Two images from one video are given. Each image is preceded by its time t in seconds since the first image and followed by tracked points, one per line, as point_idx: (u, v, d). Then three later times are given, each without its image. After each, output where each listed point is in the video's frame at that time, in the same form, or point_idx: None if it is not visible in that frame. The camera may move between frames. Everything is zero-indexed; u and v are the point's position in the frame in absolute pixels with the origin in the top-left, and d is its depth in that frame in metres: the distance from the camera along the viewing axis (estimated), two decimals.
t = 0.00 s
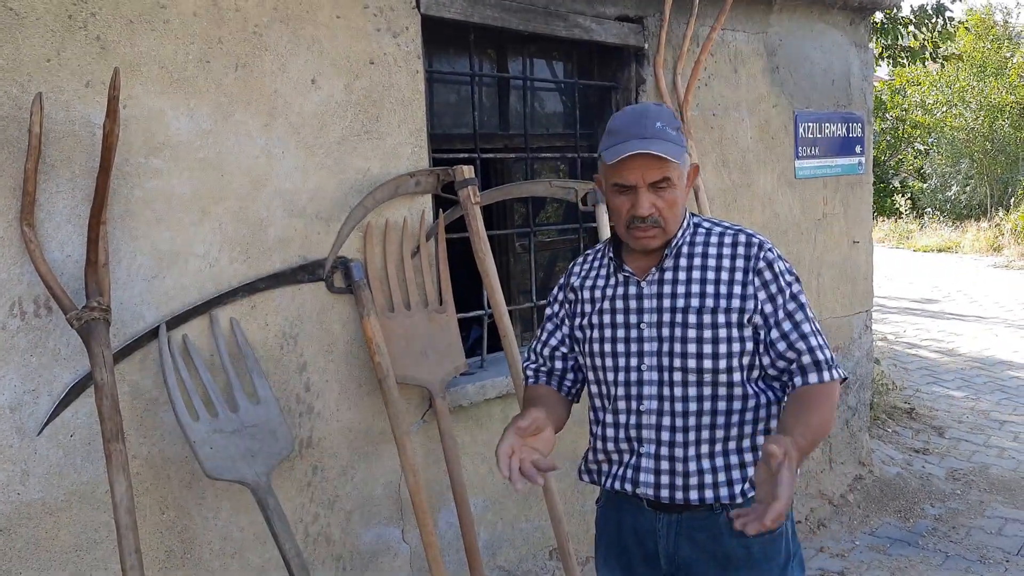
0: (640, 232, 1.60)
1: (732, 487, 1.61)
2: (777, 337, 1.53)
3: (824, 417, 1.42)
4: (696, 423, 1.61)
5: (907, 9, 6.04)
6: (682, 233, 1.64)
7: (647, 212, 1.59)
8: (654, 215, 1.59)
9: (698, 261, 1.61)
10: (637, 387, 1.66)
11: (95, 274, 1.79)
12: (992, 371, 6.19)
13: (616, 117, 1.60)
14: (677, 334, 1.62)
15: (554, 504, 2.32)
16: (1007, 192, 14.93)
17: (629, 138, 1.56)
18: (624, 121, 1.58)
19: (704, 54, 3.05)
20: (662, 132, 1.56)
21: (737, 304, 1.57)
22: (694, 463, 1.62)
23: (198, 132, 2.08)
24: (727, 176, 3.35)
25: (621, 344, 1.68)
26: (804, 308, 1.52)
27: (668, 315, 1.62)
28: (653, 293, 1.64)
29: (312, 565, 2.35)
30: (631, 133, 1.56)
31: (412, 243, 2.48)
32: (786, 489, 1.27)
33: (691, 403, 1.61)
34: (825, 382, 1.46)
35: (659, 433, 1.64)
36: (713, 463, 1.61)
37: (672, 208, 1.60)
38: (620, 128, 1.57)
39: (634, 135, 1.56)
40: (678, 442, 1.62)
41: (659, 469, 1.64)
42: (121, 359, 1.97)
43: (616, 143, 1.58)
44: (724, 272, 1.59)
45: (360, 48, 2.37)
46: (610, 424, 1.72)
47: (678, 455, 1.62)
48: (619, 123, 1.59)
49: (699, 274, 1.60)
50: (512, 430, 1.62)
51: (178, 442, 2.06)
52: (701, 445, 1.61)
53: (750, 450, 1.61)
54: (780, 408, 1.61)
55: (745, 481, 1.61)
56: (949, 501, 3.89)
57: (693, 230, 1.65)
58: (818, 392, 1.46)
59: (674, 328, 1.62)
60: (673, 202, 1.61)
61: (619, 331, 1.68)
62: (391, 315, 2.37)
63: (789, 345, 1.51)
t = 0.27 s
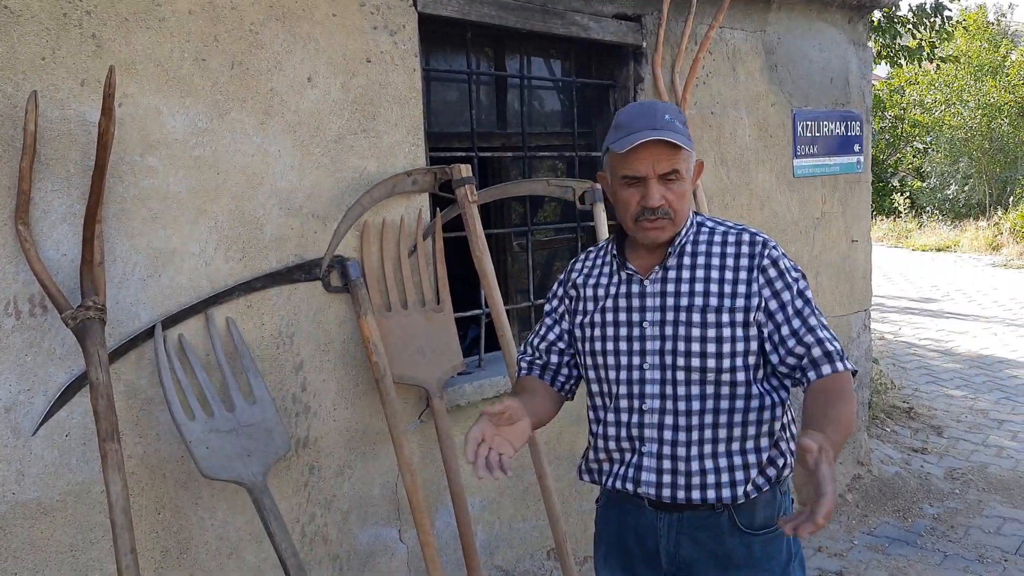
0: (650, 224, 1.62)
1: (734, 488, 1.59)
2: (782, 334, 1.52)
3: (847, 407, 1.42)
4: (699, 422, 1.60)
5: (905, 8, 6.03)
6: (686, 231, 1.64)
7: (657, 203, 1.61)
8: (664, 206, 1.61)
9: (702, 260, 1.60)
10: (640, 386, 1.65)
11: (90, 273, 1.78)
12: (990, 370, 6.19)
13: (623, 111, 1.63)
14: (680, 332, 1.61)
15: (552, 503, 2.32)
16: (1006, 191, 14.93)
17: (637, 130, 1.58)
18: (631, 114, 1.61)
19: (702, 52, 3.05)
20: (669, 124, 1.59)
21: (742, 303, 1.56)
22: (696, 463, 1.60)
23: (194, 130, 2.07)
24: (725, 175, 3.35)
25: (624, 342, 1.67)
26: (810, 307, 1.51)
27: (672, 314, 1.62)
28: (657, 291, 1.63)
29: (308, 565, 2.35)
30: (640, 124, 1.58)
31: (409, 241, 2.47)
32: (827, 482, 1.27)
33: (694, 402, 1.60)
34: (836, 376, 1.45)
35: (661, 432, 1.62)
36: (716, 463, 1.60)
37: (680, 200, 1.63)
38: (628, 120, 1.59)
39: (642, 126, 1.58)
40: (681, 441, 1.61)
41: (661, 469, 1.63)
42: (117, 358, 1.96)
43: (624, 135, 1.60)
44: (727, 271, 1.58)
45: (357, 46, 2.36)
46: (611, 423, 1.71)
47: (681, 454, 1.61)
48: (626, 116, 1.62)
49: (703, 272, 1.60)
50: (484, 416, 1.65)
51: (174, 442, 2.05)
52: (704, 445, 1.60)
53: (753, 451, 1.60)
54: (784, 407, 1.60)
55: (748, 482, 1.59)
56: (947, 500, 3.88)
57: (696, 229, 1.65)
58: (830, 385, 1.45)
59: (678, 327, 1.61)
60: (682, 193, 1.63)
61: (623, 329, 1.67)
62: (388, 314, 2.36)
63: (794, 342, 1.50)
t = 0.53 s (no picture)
0: (652, 221, 1.61)
1: (736, 488, 1.59)
2: (789, 335, 1.53)
3: (869, 416, 1.45)
4: (702, 422, 1.59)
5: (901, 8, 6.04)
6: (689, 230, 1.63)
7: (660, 200, 1.60)
8: (667, 204, 1.60)
9: (705, 260, 1.60)
10: (642, 386, 1.64)
11: (85, 272, 1.78)
12: (986, 369, 6.20)
13: (628, 107, 1.62)
14: (684, 332, 1.60)
15: (549, 503, 2.31)
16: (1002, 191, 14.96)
17: (642, 126, 1.58)
18: (636, 110, 1.60)
19: (698, 51, 3.05)
20: (674, 121, 1.58)
21: (746, 303, 1.56)
22: (699, 463, 1.60)
23: (190, 129, 2.06)
24: (722, 174, 3.35)
25: (626, 342, 1.66)
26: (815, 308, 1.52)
27: (675, 313, 1.61)
28: (660, 290, 1.63)
29: (304, 565, 2.34)
30: (645, 120, 1.58)
31: (405, 240, 2.47)
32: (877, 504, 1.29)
33: (697, 402, 1.60)
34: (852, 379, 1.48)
35: (664, 433, 1.62)
36: (717, 463, 1.59)
37: (683, 198, 1.62)
38: (633, 116, 1.58)
39: (646, 123, 1.57)
40: (684, 441, 1.60)
41: (663, 469, 1.62)
42: (112, 357, 1.96)
43: (628, 131, 1.59)
44: (731, 271, 1.58)
45: (352, 44, 2.36)
46: (612, 423, 1.70)
47: (683, 455, 1.60)
48: (631, 113, 1.61)
49: (706, 272, 1.59)
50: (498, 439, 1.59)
51: (169, 441, 2.05)
52: (707, 445, 1.59)
53: (755, 451, 1.60)
54: (786, 407, 1.61)
55: (749, 482, 1.59)
56: (944, 499, 3.89)
57: (699, 227, 1.64)
58: (848, 389, 1.48)
59: (681, 326, 1.61)
60: (685, 192, 1.62)
61: (625, 328, 1.66)
62: (384, 313, 2.35)
63: (805, 343, 1.51)
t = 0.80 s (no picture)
0: (655, 219, 1.58)
1: (739, 489, 1.59)
2: (792, 337, 1.52)
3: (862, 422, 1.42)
4: (705, 423, 1.60)
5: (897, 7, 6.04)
6: (692, 229, 1.62)
7: (665, 198, 1.57)
8: (671, 202, 1.57)
9: (709, 260, 1.59)
10: (644, 387, 1.64)
11: (78, 272, 1.77)
12: (981, 367, 6.21)
13: (638, 101, 1.59)
14: (688, 333, 1.60)
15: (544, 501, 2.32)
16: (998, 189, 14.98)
17: (651, 121, 1.54)
18: (646, 105, 1.56)
19: (694, 50, 3.05)
20: (684, 118, 1.55)
21: (750, 304, 1.56)
22: (702, 464, 1.60)
23: (184, 127, 2.06)
24: (718, 173, 3.34)
25: (629, 343, 1.65)
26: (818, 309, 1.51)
27: (679, 314, 1.60)
28: (664, 290, 1.62)
29: (299, 565, 2.34)
30: (654, 115, 1.54)
31: (401, 239, 2.47)
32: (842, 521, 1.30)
33: (700, 403, 1.60)
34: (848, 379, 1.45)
35: (667, 434, 1.62)
36: (720, 464, 1.60)
37: (688, 196, 1.59)
38: (642, 110, 1.55)
39: (655, 118, 1.54)
40: (687, 442, 1.61)
41: (666, 470, 1.62)
42: (105, 357, 1.95)
43: (637, 125, 1.56)
44: (735, 271, 1.57)
45: (347, 43, 2.35)
46: (613, 424, 1.68)
47: (686, 456, 1.61)
48: (641, 107, 1.58)
49: (710, 273, 1.59)
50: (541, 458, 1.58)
51: (164, 441, 2.04)
52: (710, 446, 1.60)
53: (757, 453, 1.60)
54: (788, 408, 1.61)
55: (751, 483, 1.60)
56: (939, 497, 3.90)
57: (702, 227, 1.63)
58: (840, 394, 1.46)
59: (685, 327, 1.60)
60: (691, 191, 1.59)
61: (628, 328, 1.65)
62: (379, 312, 2.35)
63: (806, 345, 1.50)
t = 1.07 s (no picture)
0: (663, 218, 1.59)
1: (742, 493, 1.59)
2: (800, 342, 1.54)
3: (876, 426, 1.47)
4: (710, 428, 1.59)
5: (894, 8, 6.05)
6: (698, 231, 1.63)
7: (675, 196, 1.57)
8: (680, 201, 1.58)
9: (715, 264, 1.60)
10: (649, 390, 1.63)
11: (76, 273, 1.77)
12: (978, 368, 6.23)
13: (647, 100, 1.59)
14: (693, 337, 1.60)
15: (540, 500, 2.35)
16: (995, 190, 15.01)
17: (660, 119, 1.55)
18: (655, 104, 1.57)
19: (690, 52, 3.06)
20: (694, 117, 1.56)
21: (757, 308, 1.57)
22: (706, 469, 1.60)
23: (181, 129, 2.06)
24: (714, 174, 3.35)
25: (633, 345, 1.64)
26: (824, 314, 1.54)
27: (685, 318, 1.61)
28: (669, 293, 1.62)
29: (296, 565, 2.34)
30: (664, 114, 1.55)
31: (398, 241, 2.47)
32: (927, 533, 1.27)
33: (706, 407, 1.60)
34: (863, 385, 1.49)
35: (671, 438, 1.62)
36: (724, 469, 1.60)
37: (697, 196, 1.60)
38: (651, 109, 1.55)
39: (666, 117, 1.54)
40: (692, 447, 1.61)
41: (670, 474, 1.62)
42: (103, 358, 1.96)
43: (646, 123, 1.56)
44: (742, 275, 1.59)
45: (344, 45, 2.36)
46: (615, 428, 1.68)
47: (691, 460, 1.60)
48: (650, 105, 1.58)
49: (716, 276, 1.60)
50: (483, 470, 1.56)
51: (161, 442, 2.05)
52: (714, 451, 1.60)
53: (760, 457, 1.61)
54: (791, 412, 1.63)
55: (755, 487, 1.60)
56: (935, 498, 3.91)
57: (707, 229, 1.64)
58: (857, 400, 1.49)
59: (691, 331, 1.60)
60: (699, 190, 1.60)
61: (632, 331, 1.65)
62: (376, 314, 2.35)
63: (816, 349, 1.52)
